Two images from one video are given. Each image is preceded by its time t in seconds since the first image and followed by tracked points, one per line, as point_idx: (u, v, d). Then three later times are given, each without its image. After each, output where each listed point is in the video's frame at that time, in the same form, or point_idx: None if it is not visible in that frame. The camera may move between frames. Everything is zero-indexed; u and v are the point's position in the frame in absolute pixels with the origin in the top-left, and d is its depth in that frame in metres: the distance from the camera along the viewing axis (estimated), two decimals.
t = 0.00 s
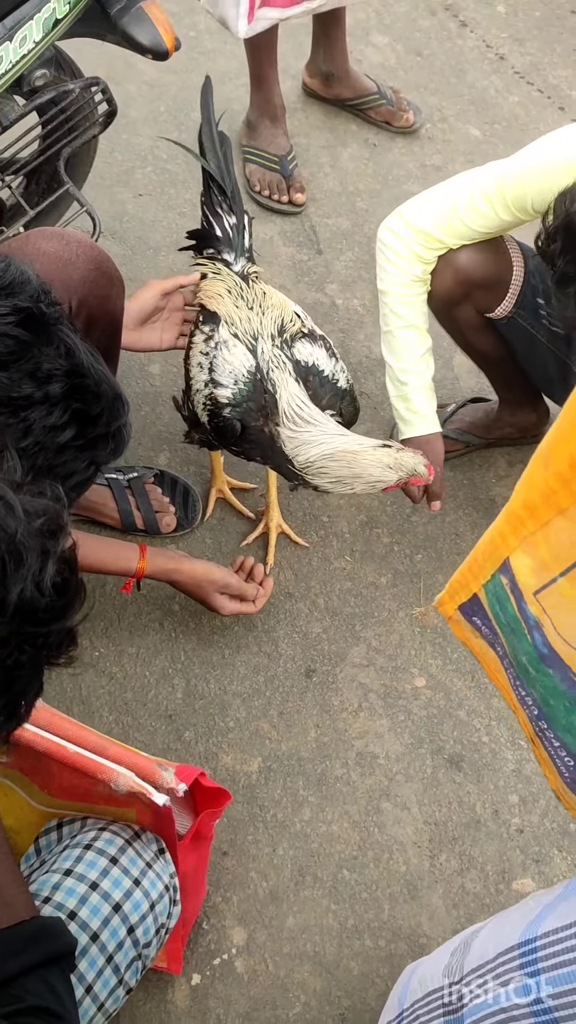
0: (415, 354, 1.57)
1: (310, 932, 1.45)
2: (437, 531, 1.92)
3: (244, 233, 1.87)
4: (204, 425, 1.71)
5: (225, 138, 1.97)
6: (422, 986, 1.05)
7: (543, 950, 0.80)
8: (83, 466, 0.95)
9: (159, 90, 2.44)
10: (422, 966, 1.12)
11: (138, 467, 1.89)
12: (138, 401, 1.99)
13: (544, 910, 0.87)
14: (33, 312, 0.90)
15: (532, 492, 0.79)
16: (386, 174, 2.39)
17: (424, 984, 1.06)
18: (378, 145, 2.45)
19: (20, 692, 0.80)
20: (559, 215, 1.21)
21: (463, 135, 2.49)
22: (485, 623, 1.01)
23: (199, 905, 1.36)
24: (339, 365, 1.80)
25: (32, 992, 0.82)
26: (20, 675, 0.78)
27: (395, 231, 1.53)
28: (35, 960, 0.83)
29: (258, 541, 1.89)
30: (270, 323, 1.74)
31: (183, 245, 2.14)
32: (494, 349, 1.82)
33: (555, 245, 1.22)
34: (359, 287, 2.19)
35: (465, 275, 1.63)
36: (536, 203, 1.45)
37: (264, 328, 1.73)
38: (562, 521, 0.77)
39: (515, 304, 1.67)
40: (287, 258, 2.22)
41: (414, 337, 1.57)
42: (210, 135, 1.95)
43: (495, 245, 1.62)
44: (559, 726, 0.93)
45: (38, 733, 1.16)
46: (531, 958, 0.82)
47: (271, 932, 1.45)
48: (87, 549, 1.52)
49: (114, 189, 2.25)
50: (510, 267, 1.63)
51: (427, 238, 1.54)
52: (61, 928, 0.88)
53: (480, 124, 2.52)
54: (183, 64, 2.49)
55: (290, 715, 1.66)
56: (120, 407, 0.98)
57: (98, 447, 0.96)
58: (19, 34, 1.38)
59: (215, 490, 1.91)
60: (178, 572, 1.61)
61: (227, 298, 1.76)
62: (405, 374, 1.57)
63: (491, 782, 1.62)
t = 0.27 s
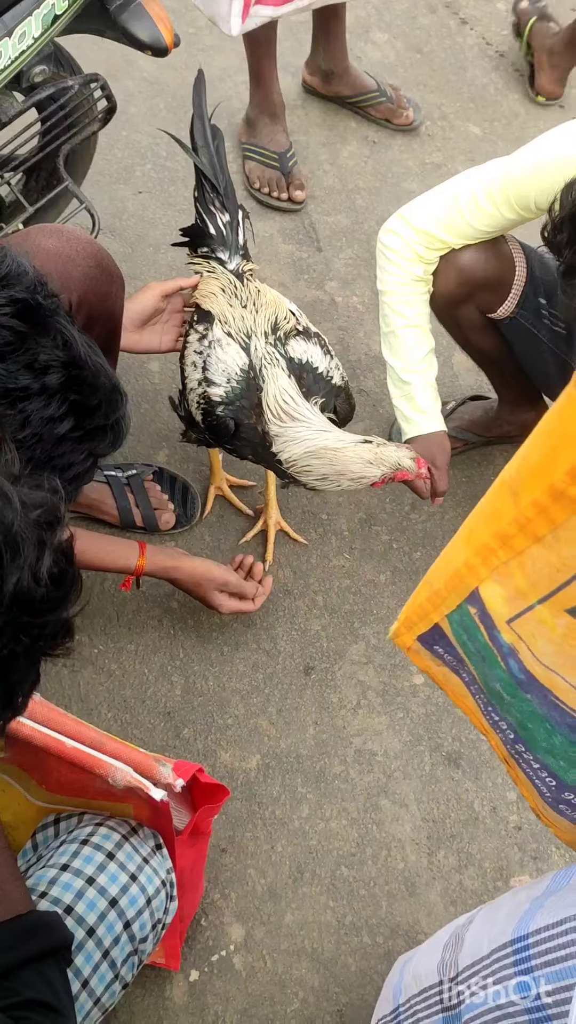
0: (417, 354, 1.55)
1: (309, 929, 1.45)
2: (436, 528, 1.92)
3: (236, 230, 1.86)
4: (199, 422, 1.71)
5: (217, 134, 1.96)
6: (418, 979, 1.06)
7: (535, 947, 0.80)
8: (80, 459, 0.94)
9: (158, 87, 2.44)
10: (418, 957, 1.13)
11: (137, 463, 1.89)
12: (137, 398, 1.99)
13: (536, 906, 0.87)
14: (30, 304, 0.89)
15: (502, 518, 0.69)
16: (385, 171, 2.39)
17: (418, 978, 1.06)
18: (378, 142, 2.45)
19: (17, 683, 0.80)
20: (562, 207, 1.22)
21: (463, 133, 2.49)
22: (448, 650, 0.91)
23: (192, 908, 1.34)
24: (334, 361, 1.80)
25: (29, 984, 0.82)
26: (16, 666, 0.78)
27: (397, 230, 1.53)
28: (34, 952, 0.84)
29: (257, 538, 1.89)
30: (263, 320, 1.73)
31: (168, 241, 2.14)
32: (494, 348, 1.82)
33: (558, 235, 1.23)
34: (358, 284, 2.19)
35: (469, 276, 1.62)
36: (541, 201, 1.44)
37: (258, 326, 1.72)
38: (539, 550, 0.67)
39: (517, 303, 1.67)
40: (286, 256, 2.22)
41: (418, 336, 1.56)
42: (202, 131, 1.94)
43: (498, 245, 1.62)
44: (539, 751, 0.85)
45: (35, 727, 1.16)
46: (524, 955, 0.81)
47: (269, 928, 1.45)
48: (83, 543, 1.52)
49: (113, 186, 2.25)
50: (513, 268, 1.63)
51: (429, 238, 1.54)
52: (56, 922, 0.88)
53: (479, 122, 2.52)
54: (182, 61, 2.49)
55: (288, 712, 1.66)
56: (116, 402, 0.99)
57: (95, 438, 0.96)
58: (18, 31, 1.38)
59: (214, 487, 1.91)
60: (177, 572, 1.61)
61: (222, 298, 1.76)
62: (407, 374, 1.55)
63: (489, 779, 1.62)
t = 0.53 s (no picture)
0: (407, 356, 1.56)
1: (310, 927, 1.45)
2: (438, 528, 1.92)
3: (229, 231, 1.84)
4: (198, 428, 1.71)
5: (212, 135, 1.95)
6: (421, 978, 1.06)
7: (541, 940, 0.81)
8: (84, 454, 0.95)
9: (161, 85, 2.43)
10: (425, 955, 1.13)
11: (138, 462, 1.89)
12: (139, 396, 1.99)
13: (541, 901, 0.87)
14: (34, 300, 0.90)
15: (510, 517, 0.67)
16: (387, 170, 2.39)
17: (422, 977, 1.06)
18: (381, 140, 2.44)
19: (20, 681, 0.78)
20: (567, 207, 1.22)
21: (465, 131, 2.49)
22: (455, 651, 0.89)
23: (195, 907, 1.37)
24: (330, 360, 1.80)
25: (27, 984, 0.82)
26: (20, 663, 0.77)
27: (399, 230, 1.53)
28: (31, 951, 0.84)
29: (258, 537, 1.89)
30: (258, 323, 1.73)
31: (168, 239, 2.14)
32: (496, 348, 1.81)
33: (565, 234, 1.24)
34: (361, 283, 2.19)
35: (470, 275, 1.61)
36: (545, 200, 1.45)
37: (252, 328, 1.72)
38: (549, 546, 0.66)
39: (519, 303, 1.67)
40: (288, 255, 2.21)
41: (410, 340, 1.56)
42: (195, 132, 1.93)
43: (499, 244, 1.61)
44: (550, 748, 0.83)
45: (34, 725, 1.16)
46: (529, 948, 0.82)
47: (270, 927, 1.45)
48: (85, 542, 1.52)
49: (116, 184, 2.25)
50: (515, 267, 1.63)
51: (432, 237, 1.54)
52: (54, 922, 0.88)
53: (482, 121, 2.51)
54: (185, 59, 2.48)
55: (290, 711, 1.66)
56: (121, 396, 0.99)
57: (98, 435, 0.97)
58: (21, 29, 1.38)
59: (216, 486, 1.91)
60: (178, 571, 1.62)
61: (216, 302, 1.76)
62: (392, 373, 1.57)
63: (491, 778, 1.62)
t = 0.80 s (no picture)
0: (400, 359, 1.59)
1: (312, 927, 1.45)
2: (441, 527, 1.92)
3: (225, 232, 1.82)
4: (207, 438, 1.74)
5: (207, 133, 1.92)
6: (425, 973, 1.06)
7: (543, 936, 0.81)
8: (87, 453, 0.97)
9: (165, 84, 2.43)
10: (428, 950, 1.13)
11: (142, 462, 1.89)
12: (143, 396, 1.99)
13: (544, 897, 0.88)
14: (45, 300, 0.91)
15: (525, 491, 0.72)
16: (391, 169, 2.38)
17: (424, 974, 1.07)
18: (384, 139, 2.44)
19: (28, 689, 0.78)
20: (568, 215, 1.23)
21: (469, 131, 2.49)
22: (480, 623, 0.94)
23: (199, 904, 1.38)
24: (334, 366, 1.81)
25: (25, 987, 0.83)
26: (33, 666, 0.78)
27: (404, 231, 1.54)
28: (27, 954, 0.84)
29: (262, 536, 1.89)
30: (262, 330, 1.71)
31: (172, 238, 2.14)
32: (498, 348, 1.81)
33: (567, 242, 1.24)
34: (364, 282, 2.19)
35: (474, 275, 1.61)
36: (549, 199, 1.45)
37: (258, 336, 1.70)
38: (559, 522, 0.71)
39: (522, 303, 1.67)
40: (292, 254, 2.21)
41: (405, 342, 1.59)
42: (190, 130, 1.89)
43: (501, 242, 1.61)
44: (558, 725, 0.89)
45: (35, 727, 1.16)
46: (531, 944, 0.82)
47: (273, 926, 1.45)
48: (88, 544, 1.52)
49: (119, 184, 2.25)
50: (519, 268, 1.62)
51: (435, 237, 1.54)
52: (53, 925, 0.89)
53: (486, 120, 2.51)
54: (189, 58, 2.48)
55: (293, 710, 1.67)
56: (126, 397, 1.01)
57: (102, 434, 0.99)
58: (25, 29, 1.38)
59: (219, 486, 1.92)
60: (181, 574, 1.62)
61: (217, 309, 1.72)
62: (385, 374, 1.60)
63: (494, 778, 1.63)
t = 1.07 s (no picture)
0: (406, 359, 1.60)
1: (314, 926, 1.45)
2: (443, 527, 1.92)
3: (224, 236, 1.82)
4: (222, 448, 1.74)
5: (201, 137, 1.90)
6: (426, 976, 1.06)
7: (547, 939, 0.80)
8: (86, 452, 0.97)
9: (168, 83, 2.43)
10: (430, 951, 1.13)
11: (144, 461, 1.89)
12: (145, 394, 1.99)
13: (548, 900, 0.87)
14: (41, 299, 0.91)
15: (517, 514, 0.73)
16: (394, 168, 2.38)
17: (426, 976, 1.06)
18: (387, 138, 2.44)
19: (19, 689, 0.79)
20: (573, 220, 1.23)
21: (472, 130, 2.48)
22: (468, 646, 0.95)
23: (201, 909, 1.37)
24: (344, 368, 1.80)
25: (22, 986, 0.83)
26: (21, 669, 0.78)
27: (406, 230, 1.54)
28: (26, 954, 0.84)
29: (264, 535, 1.88)
30: (269, 338, 1.71)
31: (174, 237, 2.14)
32: (502, 348, 1.81)
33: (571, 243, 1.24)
34: (367, 281, 2.19)
35: (477, 273, 1.61)
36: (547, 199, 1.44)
37: (266, 346, 1.70)
38: (552, 546, 0.72)
39: (525, 303, 1.67)
40: (295, 253, 2.21)
41: (412, 343, 1.59)
42: (185, 134, 1.87)
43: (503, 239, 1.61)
44: (555, 744, 0.88)
45: (36, 725, 1.17)
46: (535, 947, 0.82)
47: (274, 926, 1.45)
48: (88, 539, 1.52)
49: (122, 182, 2.25)
50: (523, 267, 1.62)
51: (439, 237, 1.54)
52: (51, 924, 0.89)
53: (489, 119, 2.51)
54: (192, 57, 2.48)
55: (294, 710, 1.66)
56: (125, 396, 1.01)
57: (102, 431, 0.99)
58: (29, 27, 1.38)
59: (221, 485, 1.91)
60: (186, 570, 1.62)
61: (222, 319, 1.71)
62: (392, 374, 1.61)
63: (495, 778, 1.62)
